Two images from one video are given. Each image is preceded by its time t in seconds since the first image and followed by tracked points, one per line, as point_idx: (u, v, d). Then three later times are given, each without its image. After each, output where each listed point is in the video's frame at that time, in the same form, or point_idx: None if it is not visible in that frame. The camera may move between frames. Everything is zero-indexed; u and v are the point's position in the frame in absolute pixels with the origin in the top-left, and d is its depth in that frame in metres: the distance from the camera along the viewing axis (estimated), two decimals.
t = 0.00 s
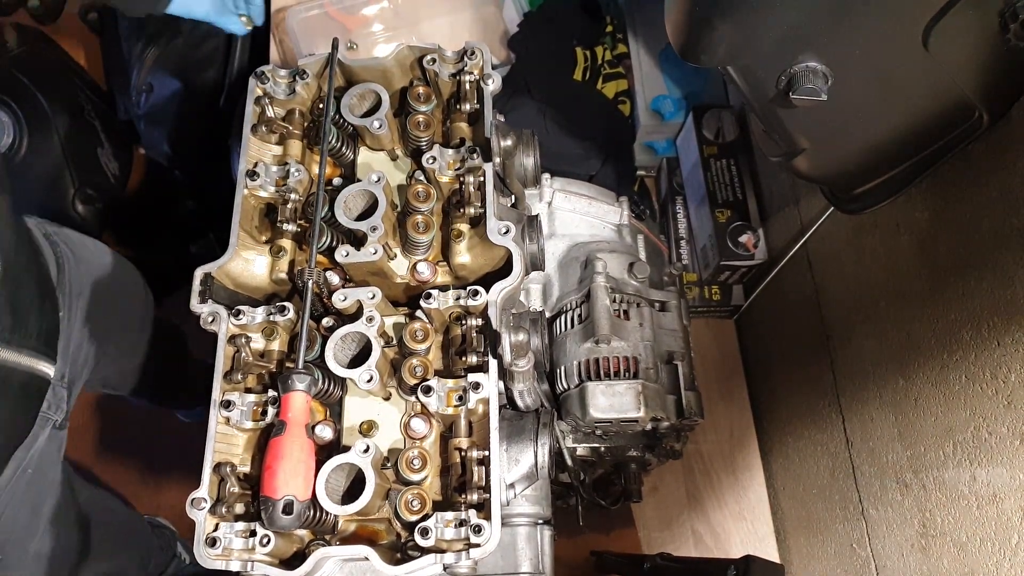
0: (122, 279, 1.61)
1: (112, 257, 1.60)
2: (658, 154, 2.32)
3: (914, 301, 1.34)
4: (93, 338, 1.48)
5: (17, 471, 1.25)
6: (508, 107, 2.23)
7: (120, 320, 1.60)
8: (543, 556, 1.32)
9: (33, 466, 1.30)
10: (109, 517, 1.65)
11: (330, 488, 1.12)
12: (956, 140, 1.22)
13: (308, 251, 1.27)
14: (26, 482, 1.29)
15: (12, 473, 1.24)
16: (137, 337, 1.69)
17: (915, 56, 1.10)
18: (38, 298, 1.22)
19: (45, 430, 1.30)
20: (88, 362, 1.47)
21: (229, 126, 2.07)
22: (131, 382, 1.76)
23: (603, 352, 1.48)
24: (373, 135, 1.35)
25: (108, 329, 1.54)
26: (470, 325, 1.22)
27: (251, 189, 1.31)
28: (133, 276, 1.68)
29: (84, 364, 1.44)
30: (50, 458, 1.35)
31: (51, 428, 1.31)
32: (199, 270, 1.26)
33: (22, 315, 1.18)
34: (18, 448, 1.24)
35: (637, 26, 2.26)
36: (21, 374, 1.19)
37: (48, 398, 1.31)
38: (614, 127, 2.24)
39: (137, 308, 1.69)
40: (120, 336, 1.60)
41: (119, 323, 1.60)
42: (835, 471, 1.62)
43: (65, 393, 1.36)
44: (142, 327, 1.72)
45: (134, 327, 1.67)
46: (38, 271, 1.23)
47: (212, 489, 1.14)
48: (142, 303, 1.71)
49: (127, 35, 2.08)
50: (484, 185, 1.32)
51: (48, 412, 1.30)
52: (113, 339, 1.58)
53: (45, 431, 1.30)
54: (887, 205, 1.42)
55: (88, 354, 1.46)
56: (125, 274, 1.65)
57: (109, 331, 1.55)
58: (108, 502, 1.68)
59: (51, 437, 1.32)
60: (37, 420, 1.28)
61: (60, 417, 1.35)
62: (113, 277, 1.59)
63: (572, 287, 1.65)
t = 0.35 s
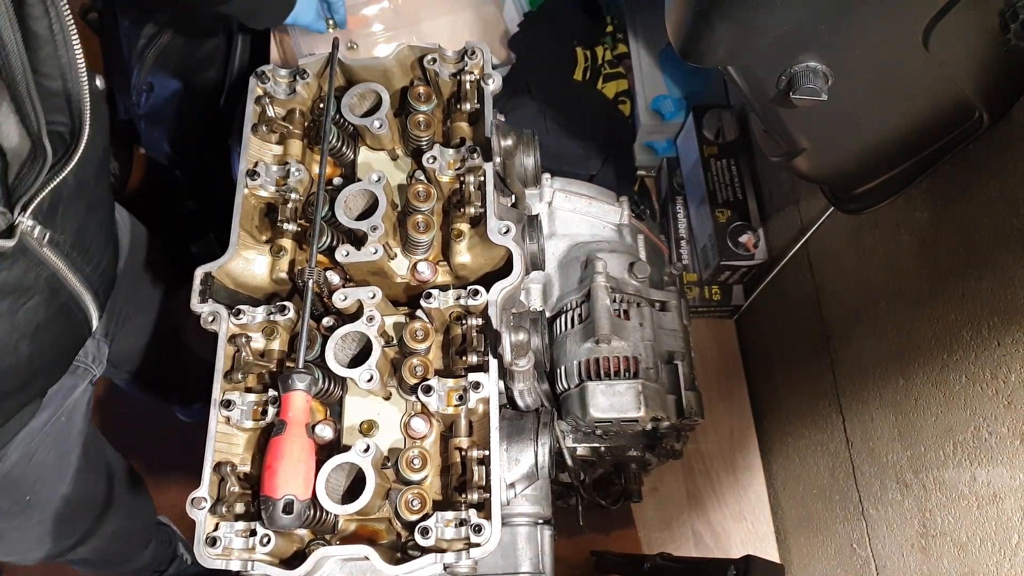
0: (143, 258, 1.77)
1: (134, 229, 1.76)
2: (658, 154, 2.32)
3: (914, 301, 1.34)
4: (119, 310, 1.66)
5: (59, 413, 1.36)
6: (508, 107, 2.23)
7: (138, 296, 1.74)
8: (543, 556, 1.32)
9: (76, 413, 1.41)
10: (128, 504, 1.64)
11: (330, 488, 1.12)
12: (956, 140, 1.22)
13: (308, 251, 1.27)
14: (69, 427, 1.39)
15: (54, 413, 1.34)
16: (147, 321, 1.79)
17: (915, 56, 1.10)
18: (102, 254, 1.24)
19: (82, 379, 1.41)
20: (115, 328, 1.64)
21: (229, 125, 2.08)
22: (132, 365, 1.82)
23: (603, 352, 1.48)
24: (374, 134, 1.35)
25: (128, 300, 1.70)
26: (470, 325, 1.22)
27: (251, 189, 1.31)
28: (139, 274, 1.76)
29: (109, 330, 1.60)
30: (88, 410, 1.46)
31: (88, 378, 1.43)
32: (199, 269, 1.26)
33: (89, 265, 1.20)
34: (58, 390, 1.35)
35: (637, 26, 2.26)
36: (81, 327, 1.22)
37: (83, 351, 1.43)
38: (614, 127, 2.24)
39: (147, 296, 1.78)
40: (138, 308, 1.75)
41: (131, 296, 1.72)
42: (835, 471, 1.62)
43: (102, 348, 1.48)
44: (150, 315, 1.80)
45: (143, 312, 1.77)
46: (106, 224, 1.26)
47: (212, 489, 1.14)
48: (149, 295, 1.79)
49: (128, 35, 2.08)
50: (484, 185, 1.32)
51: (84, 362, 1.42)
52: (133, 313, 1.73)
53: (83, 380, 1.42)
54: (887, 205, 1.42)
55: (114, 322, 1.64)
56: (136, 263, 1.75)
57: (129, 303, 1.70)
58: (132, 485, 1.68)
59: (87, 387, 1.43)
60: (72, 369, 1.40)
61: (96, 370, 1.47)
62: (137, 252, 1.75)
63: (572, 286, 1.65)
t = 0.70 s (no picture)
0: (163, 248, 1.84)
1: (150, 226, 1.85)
2: (658, 154, 2.32)
3: (914, 301, 1.34)
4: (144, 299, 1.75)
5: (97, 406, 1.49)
6: (507, 106, 2.22)
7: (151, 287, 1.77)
8: (543, 556, 1.32)
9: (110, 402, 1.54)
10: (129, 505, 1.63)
11: (330, 488, 1.12)
12: (957, 140, 1.22)
13: (308, 251, 1.27)
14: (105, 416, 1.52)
15: (92, 407, 1.47)
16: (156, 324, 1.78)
17: (915, 56, 1.10)
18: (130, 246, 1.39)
19: (116, 374, 1.54)
20: (147, 321, 1.74)
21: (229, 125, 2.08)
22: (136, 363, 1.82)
23: (603, 352, 1.48)
24: (374, 135, 1.35)
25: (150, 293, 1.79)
26: (470, 325, 1.22)
27: (251, 189, 1.31)
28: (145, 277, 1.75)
29: (141, 323, 1.70)
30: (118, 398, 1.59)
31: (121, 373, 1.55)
32: (199, 269, 1.26)
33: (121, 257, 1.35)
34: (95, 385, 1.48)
35: (637, 26, 2.26)
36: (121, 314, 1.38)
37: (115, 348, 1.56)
38: (614, 127, 2.24)
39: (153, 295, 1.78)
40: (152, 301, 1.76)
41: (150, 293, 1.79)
42: (835, 471, 1.62)
43: (131, 343, 1.60)
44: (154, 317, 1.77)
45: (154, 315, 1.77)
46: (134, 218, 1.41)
47: (212, 489, 1.14)
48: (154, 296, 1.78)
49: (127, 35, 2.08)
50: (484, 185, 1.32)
51: (116, 356, 1.55)
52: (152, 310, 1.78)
53: (116, 373, 1.54)
54: (887, 205, 1.42)
55: (143, 314, 1.72)
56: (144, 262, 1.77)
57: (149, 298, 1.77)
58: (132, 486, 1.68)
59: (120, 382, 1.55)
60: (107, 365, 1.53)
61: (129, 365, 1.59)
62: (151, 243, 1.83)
63: (572, 287, 1.65)
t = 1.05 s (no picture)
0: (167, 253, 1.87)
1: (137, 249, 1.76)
2: (658, 154, 2.32)
3: (913, 300, 1.34)
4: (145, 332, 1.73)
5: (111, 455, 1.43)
6: (508, 106, 2.22)
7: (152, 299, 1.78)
8: (543, 556, 1.32)
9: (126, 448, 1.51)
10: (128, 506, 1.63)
11: (330, 488, 1.12)
12: (957, 140, 1.22)
13: (308, 251, 1.27)
14: (121, 463, 1.48)
15: (110, 458, 1.42)
16: (159, 330, 1.80)
17: (915, 56, 1.10)
18: (117, 287, 1.30)
19: (131, 421, 1.51)
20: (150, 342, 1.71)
21: (229, 126, 2.08)
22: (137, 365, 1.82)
23: (603, 352, 1.48)
24: (373, 135, 1.35)
25: (147, 316, 1.77)
26: (470, 325, 1.22)
27: (251, 189, 1.31)
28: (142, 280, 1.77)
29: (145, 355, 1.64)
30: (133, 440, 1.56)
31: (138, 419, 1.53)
32: (199, 270, 1.26)
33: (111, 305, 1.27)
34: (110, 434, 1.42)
35: (637, 26, 2.26)
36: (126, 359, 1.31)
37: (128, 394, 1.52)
38: (614, 127, 2.24)
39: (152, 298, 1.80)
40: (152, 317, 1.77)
41: (150, 309, 1.78)
42: (835, 471, 1.62)
43: (143, 386, 1.57)
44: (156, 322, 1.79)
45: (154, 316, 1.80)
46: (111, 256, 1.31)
47: (212, 489, 1.14)
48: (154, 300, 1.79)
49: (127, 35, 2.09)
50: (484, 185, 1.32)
51: (132, 404, 1.51)
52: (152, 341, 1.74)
53: (132, 419, 1.51)
54: (887, 206, 1.42)
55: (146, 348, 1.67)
56: (141, 269, 1.79)
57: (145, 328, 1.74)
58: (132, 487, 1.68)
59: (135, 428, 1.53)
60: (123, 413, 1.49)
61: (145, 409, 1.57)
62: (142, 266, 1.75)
63: (572, 287, 1.65)
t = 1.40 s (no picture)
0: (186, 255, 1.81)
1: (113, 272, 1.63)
2: (658, 154, 2.32)
3: (913, 300, 1.34)
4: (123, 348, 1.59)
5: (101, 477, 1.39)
6: (508, 106, 2.23)
7: (135, 300, 1.65)
8: (543, 557, 1.32)
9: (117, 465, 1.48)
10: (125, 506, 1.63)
11: (330, 487, 1.12)
12: (957, 140, 1.22)
13: (308, 251, 1.27)
14: (115, 479, 1.49)
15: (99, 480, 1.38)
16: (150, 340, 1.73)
17: (915, 56, 1.10)
18: (71, 303, 1.19)
19: (116, 440, 1.43)
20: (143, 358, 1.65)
21: (229, 126, 2.08)
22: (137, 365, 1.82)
23: (603, 352, 1.48)
24: (373, 135, 1.35)
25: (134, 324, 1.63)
26: (470, 325, 1.22)
27: (251, 189, 1.31)
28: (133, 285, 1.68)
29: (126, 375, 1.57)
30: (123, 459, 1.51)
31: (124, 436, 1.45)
32: (200, 270, 1.26)
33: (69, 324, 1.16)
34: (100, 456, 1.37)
35: (637, 26, 2.26)
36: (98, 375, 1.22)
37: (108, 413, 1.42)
38: (614, 127, 2.24)
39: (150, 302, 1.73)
40: (138, 318, 1.64)
41: (135, 321, 1.63)
42: (835, 471, 1.62)
43: (122, 400, 1.46)
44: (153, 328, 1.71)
45: (148, 325, 1.69)
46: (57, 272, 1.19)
47: (212, 489, 1.14)
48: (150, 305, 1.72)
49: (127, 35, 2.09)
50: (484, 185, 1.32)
51: (114, 423, 1.42)
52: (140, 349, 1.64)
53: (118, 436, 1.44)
54: (887, 205, 1.42)
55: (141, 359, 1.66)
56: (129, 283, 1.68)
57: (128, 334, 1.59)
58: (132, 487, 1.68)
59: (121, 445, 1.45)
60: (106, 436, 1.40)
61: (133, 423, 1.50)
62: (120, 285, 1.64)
63: (572, 287, 1.65)
